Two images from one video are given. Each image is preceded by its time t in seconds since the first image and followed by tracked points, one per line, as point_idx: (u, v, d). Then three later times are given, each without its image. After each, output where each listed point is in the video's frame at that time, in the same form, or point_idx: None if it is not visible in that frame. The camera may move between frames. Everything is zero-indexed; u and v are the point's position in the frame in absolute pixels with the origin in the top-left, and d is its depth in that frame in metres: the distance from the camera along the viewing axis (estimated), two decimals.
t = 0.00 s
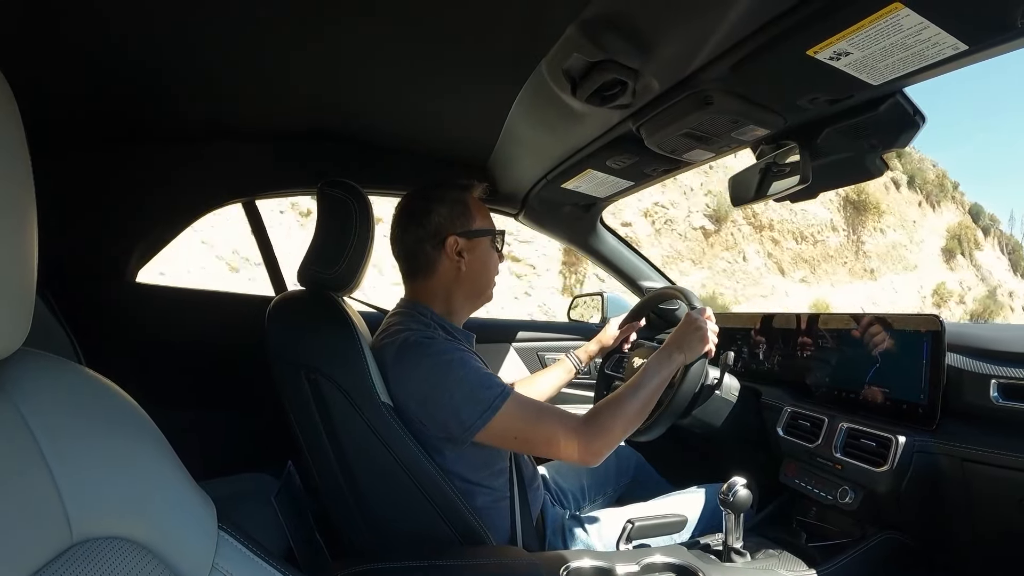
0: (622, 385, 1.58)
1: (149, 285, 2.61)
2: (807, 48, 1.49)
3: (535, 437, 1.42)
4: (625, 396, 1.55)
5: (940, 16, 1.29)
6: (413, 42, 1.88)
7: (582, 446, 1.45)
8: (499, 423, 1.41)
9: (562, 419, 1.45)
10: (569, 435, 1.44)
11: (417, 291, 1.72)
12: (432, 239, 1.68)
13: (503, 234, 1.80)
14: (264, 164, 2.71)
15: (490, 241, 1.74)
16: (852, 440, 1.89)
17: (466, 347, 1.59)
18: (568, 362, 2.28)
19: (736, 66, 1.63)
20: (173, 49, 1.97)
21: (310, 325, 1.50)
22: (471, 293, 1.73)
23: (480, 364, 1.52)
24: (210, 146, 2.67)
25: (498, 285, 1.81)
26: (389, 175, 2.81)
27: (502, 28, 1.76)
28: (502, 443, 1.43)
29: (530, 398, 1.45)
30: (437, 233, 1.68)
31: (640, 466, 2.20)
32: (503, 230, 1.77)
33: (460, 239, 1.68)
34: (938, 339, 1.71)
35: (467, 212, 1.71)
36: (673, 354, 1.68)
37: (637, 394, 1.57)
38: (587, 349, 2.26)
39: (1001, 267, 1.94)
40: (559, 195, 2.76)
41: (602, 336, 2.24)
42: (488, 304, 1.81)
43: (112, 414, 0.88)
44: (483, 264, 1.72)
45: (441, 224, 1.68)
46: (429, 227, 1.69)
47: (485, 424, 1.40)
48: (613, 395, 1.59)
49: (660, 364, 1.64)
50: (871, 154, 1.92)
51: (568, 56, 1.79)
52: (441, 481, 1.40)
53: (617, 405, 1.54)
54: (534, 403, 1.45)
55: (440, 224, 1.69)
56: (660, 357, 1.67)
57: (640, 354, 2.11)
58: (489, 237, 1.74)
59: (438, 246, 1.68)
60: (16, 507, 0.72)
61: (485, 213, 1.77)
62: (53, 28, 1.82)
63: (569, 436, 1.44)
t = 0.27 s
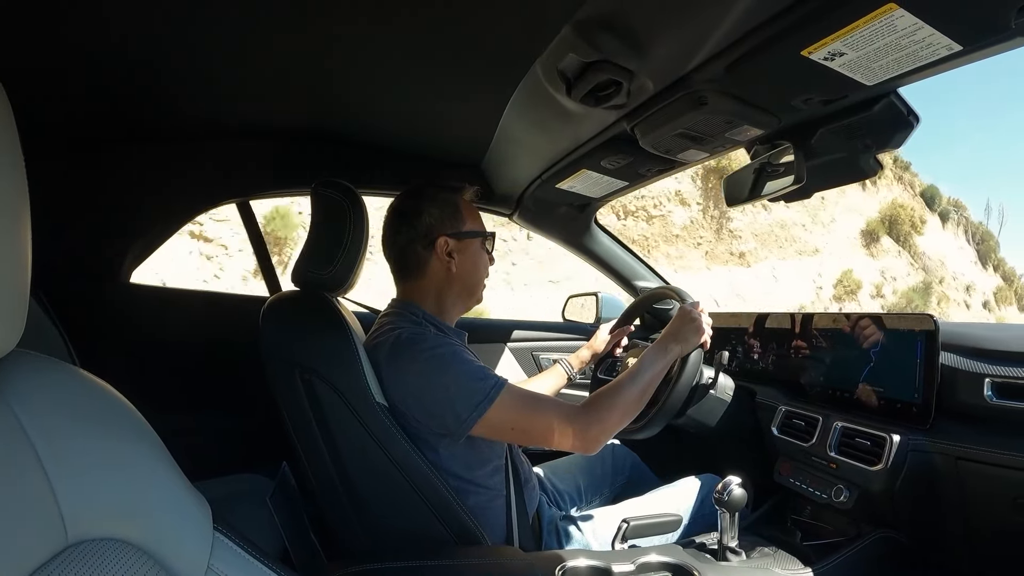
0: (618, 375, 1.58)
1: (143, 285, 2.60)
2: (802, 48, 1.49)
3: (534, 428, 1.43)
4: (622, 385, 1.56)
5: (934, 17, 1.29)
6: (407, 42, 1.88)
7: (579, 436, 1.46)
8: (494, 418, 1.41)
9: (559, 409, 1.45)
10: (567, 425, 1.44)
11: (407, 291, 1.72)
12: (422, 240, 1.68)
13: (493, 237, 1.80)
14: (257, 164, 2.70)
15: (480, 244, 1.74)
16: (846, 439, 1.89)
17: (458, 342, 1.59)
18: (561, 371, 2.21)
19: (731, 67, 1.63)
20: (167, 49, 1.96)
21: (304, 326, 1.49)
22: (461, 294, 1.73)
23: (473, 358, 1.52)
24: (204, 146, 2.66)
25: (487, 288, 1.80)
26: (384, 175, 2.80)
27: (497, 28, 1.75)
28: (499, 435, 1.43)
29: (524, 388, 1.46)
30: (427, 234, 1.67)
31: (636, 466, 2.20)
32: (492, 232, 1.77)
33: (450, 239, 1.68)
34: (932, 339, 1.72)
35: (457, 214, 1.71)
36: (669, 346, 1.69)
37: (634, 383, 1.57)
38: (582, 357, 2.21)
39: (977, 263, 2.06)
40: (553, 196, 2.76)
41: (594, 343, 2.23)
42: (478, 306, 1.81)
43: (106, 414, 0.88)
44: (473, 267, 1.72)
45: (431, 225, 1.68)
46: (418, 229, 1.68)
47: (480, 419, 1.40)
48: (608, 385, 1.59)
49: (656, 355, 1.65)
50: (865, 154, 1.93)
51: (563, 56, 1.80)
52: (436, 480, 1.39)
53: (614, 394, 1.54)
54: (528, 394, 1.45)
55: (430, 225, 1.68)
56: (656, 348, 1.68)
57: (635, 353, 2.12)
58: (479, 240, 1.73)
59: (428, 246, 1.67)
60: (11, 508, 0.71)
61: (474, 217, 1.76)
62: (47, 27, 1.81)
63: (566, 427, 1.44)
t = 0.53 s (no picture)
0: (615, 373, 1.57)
1: (136, 284, 2.59)
2: (797, 48, 1.49)
3: (530, 429, 1.42)
4: (619, 383, 1.55)
5: (929, 17, 1.30)
6: (402, 41, 1.88)
7: (575, 435, 1.45)
8: (489, 417, 1.41)
9: (555, 408, 1.44)
10: (562, 425, 1.44)
11: (402, 288, 1.71)
12: (417, 234, 1.67)
13: (488, 233, 1.80)
14: (252, 163, 2.69)
15: (475, 239, 1.74)
16: (840, 438, 1.90)
17: (453, 341, 1.58)
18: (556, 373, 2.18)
19: (726, 66, 1.63)
20: (160, 47, 1.95)
21: (299, 324, 1.49)
22: (456, 290, 1.73)
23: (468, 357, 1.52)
24: (198, 144, 2.65)
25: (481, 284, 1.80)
26: (379, 174, 2.80)
27: (492, 27, 1.75)
28: (495, 435, 1.43)
29: (519, 388, 1.45)
30: (422, 228, 1.68)
31: (631, 465, 2.20)
32: (488, 227, 1.77)
33: (445, 235, 1.68)
34: (926, 338, 1.73)
35: (452, 209, 1.71)
36: (665, 343, 1.69)
37: (631, 381, 1.56)
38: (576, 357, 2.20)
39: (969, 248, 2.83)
40: (548, 195, 2.76)
41: (588, 342, 2.22)
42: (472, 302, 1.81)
43: (100, 413, 0.87)
44: (468, 261, 1.72)
45: (427, 219, 1.68)
46: (414, 223, 1.68)
47: (475, 418, 1.40)
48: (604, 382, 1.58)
49: (653, 352, 1.64)
50: (860, 154, 1.94)
51: (558, 55, 1.80)
52: (431, 479, 1.39)
53: (611, 391, 1.53)
54: (524, 393, 1.45)
55: (425, 220, 1.68)
56: (653, 346, 1.67)
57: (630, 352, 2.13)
58: (474, 235, 1.74)
59: (423, 241, 1.67)
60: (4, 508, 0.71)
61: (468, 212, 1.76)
62: (40, 23, 1.80)
63: (562, 426, 1.44)
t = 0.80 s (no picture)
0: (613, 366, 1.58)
1: (131, 284, 2.58)
2: (793, 50, 1.50)
3: (527, 422, 1.43)
4: (616, 376, 1.55)
5: (925, 19, 1.30)
6: (399, 42, 1.88)
7: (572, 426, 1.45)
8: (486, 416, 1.41)
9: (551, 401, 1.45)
10: (559, 417, 1.44)
11: (399, 288, 1.71)
12: (415, 236, 1.67)
13: (486, 234, 1.80)
14: (248, 163, 2.69)
15: (473, 241, 1.74)
16: (836, 439, 1.90)
17: (449, 342, 1.58)
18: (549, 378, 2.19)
19: (722, 68, 1.64)
20: (156, 47, 1.95)
21: (295, 326, 1.48)
22: (453, 291, 1.73)
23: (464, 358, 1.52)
24: (194, 144, 2.64)
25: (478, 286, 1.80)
26: (375, 175, 2.79)
27: (490, 28, 1.75)
28: (492, 431, 1.43)
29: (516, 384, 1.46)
30: (420, 230, 1.67)
31: (627, 466, 2.20)
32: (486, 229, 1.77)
33: (443, 237, 1.67)
34: (922, 340, 1.73)
35: (451, 211, 1.71)
36: (662, 338, 1.69)
37: (627, 374, 1.57)
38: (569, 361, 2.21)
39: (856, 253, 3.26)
40: (544, 196, 2.76)
41: (581, 346, 2.23)
42: (468, 304, 1.81)
43: (96, 414, 0.87)
44: (466, 263, 1.72)
45: (426, 220, 1.68)
46: (413, 224, 1.67)
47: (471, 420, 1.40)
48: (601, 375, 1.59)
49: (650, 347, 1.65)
50: (856, 155, 1.94)
51: (555, 56, 1.80)
52: (427, 482, 1.39)
53: (608, 384, 1.54)
54: (521, 388, 1.45)
55: (424, 221, 1.68)
56: (650, 340, 1.67)
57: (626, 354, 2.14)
58: (473, 237, 1.74)
59: (421, 243, 1.67)
60: None
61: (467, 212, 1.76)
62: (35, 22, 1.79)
63: (558, 418, 1.44)
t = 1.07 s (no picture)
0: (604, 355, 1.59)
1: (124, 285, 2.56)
2: (787, 49, 1.50)
3: (516, 407, 1.44)
4: (607, 363, 1.56)
5: (919, 18, 1.30)
6: (393, 41, 1.87)
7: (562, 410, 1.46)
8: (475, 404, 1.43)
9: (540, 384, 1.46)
10: (548, 401, 1.45)
11: (387, 289, 1.71)
12: (403, 237, 1.67)
13: (472, 237, 1.80)
14: (241, 163, 2.68)
15: (461, 243, 1.74)
16: (831, 437, 1.91)
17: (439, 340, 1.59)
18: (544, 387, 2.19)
19: (716, 67, 1.64)
20: (149, 46, 1.94)
21: (287, 326, 1.48)
22: (440, 293, 1.72)
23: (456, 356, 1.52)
24: (186, 144, 2.63)
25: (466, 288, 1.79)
26: (369, 175, 2.79)
27: (484, 28, 1.75)
28: (483, 419, 1.44)
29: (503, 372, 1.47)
30: (408, 232, 1.67)
31: (623, 465, 2.20)
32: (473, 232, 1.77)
33: (431, 239, 1.67)
34: (916, 337, 1.74)
35: (439, 213, 1.71)
36: (654, 328, 1.69)
37: (619, 362, 1.57)
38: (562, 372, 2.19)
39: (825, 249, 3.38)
40: (538, 196, 2.77)
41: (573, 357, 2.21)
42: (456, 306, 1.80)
43: (89, 414, 0.87)
44: (455, 265, 1.71)
45: (413, 223, 1.68)
46: (400, 225, 1.68)
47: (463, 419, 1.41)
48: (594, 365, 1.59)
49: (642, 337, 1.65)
50: (849, 155, 1.94)
51: (548, 55, 1.80)
52: (421, 481, 1.39)
53: (599, 370, 1.54)
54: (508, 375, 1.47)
55: (411, 223, 1.68)
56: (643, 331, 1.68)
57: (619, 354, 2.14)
58: (460, 239, 1.74)
59: (409, 245, 1.67)
60: None
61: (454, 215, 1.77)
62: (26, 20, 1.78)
63: (547, 402, 1.45)
